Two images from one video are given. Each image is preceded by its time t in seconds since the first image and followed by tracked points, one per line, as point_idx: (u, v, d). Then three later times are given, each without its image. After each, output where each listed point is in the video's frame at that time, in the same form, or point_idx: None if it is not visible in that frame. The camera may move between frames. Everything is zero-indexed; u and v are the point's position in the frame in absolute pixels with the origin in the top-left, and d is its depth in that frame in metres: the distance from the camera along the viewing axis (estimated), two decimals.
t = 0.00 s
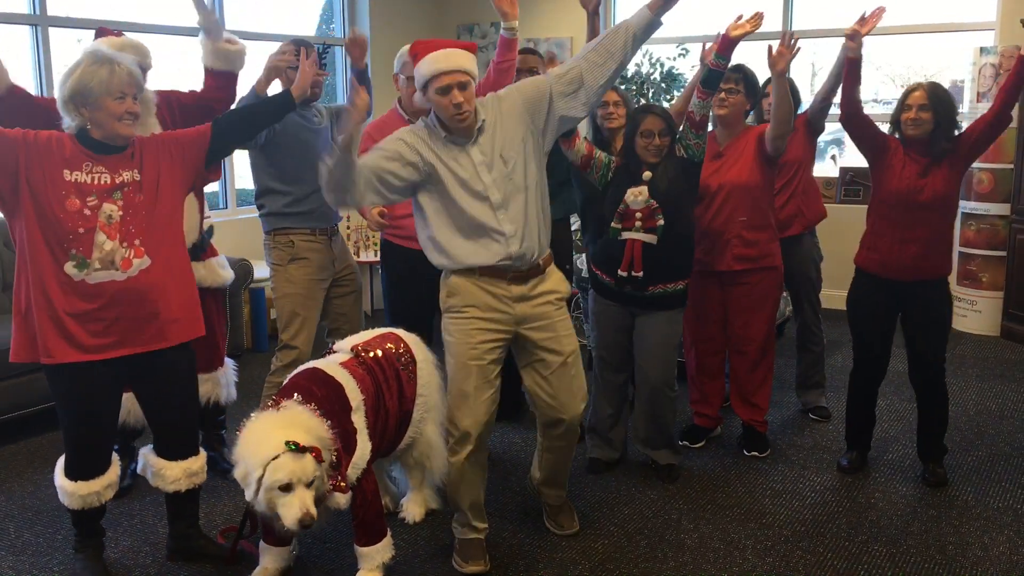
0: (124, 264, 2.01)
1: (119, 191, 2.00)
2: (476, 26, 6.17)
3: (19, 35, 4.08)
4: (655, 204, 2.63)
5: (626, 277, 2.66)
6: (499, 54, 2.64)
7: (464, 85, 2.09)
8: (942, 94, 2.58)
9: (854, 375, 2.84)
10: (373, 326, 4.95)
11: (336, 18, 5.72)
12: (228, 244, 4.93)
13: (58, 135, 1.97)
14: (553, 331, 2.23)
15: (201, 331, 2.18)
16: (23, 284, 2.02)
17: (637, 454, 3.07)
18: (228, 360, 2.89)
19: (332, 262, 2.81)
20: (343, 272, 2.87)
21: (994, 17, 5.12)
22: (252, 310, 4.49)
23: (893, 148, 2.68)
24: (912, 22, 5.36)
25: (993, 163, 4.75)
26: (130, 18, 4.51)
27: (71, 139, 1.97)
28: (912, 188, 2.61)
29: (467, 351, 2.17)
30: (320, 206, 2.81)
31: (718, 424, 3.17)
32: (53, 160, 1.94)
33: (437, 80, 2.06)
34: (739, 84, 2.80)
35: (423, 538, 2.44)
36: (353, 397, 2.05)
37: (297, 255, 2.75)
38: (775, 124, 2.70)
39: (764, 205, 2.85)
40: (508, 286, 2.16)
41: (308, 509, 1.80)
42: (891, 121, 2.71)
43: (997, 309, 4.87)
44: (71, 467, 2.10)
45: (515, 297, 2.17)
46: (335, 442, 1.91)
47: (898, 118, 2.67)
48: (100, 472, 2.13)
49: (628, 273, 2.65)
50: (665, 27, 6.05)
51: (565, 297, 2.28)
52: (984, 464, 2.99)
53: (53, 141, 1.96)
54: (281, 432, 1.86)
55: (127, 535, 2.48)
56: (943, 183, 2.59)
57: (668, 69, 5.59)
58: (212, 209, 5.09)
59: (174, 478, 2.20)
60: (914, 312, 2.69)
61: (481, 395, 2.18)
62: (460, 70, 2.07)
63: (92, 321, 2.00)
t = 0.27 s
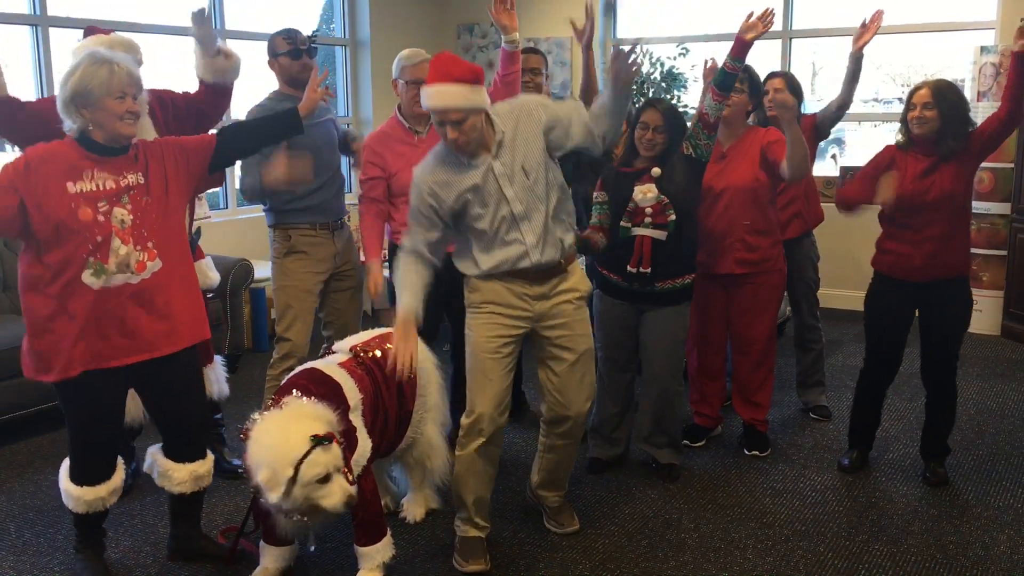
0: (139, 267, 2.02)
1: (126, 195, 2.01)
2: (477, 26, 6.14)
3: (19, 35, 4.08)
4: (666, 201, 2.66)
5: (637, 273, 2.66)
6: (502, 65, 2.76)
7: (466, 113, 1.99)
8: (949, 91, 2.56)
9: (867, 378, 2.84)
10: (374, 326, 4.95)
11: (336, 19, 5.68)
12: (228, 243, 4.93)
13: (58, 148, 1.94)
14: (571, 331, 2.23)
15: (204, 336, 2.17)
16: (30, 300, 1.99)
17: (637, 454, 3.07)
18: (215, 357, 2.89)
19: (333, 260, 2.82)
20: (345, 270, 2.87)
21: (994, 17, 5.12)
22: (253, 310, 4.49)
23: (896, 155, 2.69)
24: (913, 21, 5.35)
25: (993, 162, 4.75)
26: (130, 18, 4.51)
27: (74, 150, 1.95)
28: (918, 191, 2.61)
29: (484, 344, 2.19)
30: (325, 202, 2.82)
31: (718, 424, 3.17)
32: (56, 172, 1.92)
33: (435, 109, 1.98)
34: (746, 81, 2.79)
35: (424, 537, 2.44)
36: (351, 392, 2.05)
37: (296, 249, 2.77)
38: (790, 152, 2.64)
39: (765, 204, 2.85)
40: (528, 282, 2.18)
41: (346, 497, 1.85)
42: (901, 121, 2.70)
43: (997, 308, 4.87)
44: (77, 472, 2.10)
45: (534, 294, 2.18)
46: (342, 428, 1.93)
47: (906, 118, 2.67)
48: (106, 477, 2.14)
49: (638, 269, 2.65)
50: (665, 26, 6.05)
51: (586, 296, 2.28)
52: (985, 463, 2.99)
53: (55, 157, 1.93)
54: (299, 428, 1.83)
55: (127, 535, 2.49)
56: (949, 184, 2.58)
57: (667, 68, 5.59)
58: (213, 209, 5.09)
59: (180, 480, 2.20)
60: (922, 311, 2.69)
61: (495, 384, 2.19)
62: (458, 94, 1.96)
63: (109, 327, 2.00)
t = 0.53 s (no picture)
0: (147, 276, 2.04)
1: (125, 205, 2.01)
2: (476, 26, 6.12)
3: (19, 35, 4.08)
4: (683, 203, 2.65)
5: (652, 276, 2.65)
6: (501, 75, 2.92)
7: (496, 134, 2.08)
8: (945, 95, 2.56)
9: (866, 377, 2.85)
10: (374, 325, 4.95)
11: (336, 17, 5.69)
12: (228, 243, 4.93)
13: (54, 166, 1.95)
14: (582, 341, 2.29)
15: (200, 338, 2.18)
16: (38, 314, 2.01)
17: (637, 453, 3.07)
18: (227, 361, 2.88)
19: (335, 263, 2.82)
20: (347, 271, 2.86)
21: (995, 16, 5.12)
22: (253, 310, 4.49)
23: (893, 164, 2.73)
24: (913, 21, 5.35)
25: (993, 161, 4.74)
26: (131, 18, 4.51)
27: (69, 168, 1.96)
28: (922, 200, 2.63)
29: (497, 347, 2.22)
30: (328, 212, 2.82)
31: (718, 423, 3.18)
32: (57, 193, 1.94)
33: (463, 132, 2.06)
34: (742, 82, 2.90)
35: (424, 537, 2.44)
36: (350, 396, 2.04)
37: (297, 256, 2.76)
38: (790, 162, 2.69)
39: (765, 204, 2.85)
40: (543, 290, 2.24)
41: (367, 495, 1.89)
42: (896, 125, 2.71)
43: (998, 307, 4.87)
44: (78, 470, 2.11)
45: (548, 302, 2.25)
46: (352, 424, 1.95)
47: (902, 121, 2.67)
48: (106, 476, 2.14)
49: (655, 272, 2.63)
50: (665, 26, 6.05)
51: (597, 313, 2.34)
52: (986, 463, 2.99)
53: (52, 176, 1.94)
54: (319, 429, 1.83)
55: (128, 535, 2.48)
56: (953, 192, 2.60)
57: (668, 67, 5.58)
58: (213, 209, 5.09)
59: (179, 479, 2.20)
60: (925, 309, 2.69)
61: (505, 385, 2.19)
62: (487, 120, 2.06)
63: (118, 338, 2.02)
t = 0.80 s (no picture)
0: (143, 282, 2.05)
1: (123, 209, 2.01)
2: (476, 24, 6.12)
3: (19, 34, 4.08)
4: (683, 208, 2.64)
5: (647, 275, 2.65)
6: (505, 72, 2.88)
7: (537, 95, 2.09)
8: (939, 92, 2.55)
9: (860, 375, 2.84)
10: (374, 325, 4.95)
11: (336, 16, 5.69)
12: (228, 242, 4.93)
13: (51, 162, 1.95)
14: (582, 330, 2.30)
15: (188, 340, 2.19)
16: (32, 312, 1.98)
17: (638, 452, 3.07)
18: (230, 360, 2.90)
19: (332, 262, 2.81)
20: (343, 272, 2.85)
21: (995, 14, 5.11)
22: (253, 309, 4.49)
23: (884, 159, 2.71)
24: (913, 19, 5.35)
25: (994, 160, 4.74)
26: (131, 18, 4.50)
27: (66, 166, 1.96)
28: (910, 197, 2.63)
29: (500, 331, 2.23)
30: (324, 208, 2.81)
31: (719, 422, 3.18)
32: (54, 191, 1.94)
33: (504, 87, 2.07)
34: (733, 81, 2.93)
35: (424, 536, 2.44)
36: (353, 395, 2.04)
37: (297, 254, 2.75)
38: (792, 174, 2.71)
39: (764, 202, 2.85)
40: (546, 279, 2.25)
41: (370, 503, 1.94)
42: (889, 120, 2.69)
43: (998, 306, 4.86)
44: (76, 472, 2.10)
45: (551, 292, 2.26)
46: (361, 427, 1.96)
47: (896, 118, 2.66)
48: (106, 477, 2.14)
49: (650, 272, 2.64)
50: (665, 25, 6.05)
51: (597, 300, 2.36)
52: (986, 461, 2.99)
53: (48, 173, 1.94)
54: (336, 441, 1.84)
55: (127, 535, 2.48)
56: (942, 190, 2.60)
57: (667, 67, 5.58)
58: (213, 208, 5.09)
59: (174, 474, 2.20)
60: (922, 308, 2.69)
61: (508, 372, 2.22)
62: (529, 80, 2.06)
63: (111, 339, 2.03)
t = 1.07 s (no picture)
0: (137, 291, 2.08)
1: (127, 215, 2.05)
2: (477, 22, 6.15)
3: (19, 33, 4.07)
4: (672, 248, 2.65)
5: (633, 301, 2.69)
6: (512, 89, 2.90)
7: (576, 70, 2.13)
8: (931, 92, 2.58)
9: (849, 374, 2.84)
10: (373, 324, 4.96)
11: (337, 15, 5.69)
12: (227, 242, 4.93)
13: (62, 155, 1.97)
14: (579, 318, 2.32)
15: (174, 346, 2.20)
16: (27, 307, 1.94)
17: (638, 452, 3.07)
18: (216, 356, 2.88)
19: (332, 263, 2.81)
20: (338, 275, 2.86)
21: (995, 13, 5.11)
22: (253, 308, 4.49)
23: (871, 159, 2.70)
24: (913, 18, 5.35)
25: (994, 159, 4.74)
26: (131, 17, 4.50)
27: (75, 160, 1.98)
28: (898, 198, 2.62)
29: (501, 319, 2.23)
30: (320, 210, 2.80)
31: (719, 421, 3.18)
32: (62, 185, 1.95)
33: (549, 54, 2.12)
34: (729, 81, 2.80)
35: (424, 535, 2.44)
36: (355, 394, 2.04)
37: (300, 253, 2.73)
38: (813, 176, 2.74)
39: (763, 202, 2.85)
40: (542, 271, 2.26)
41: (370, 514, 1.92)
42: (879, 120, 2.70)
43: (998, 305, 4.86)
44: (65, 466, 2.09)
45: (549, 282, 2.26)
46: (365, 433, 1.96)
47: (886, 117, 2.67)
48: (95, 469, 2.13)
49: (635, 298, 2.67)
50: (665, 24, 6.04)
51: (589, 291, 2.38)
52: (985, 460, 2.99)
53: (57, 165, 1.96)
54: (335, 446, 1.84)
55: (127, 533, 2.48)
56: (928, 192, 2.60)
57: (668, 65, 5.58)
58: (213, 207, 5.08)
59: (161, 472, 2.19)
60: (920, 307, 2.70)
61: (511, 358, 2.22)
62: (576, 54, 2.12)
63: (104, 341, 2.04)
